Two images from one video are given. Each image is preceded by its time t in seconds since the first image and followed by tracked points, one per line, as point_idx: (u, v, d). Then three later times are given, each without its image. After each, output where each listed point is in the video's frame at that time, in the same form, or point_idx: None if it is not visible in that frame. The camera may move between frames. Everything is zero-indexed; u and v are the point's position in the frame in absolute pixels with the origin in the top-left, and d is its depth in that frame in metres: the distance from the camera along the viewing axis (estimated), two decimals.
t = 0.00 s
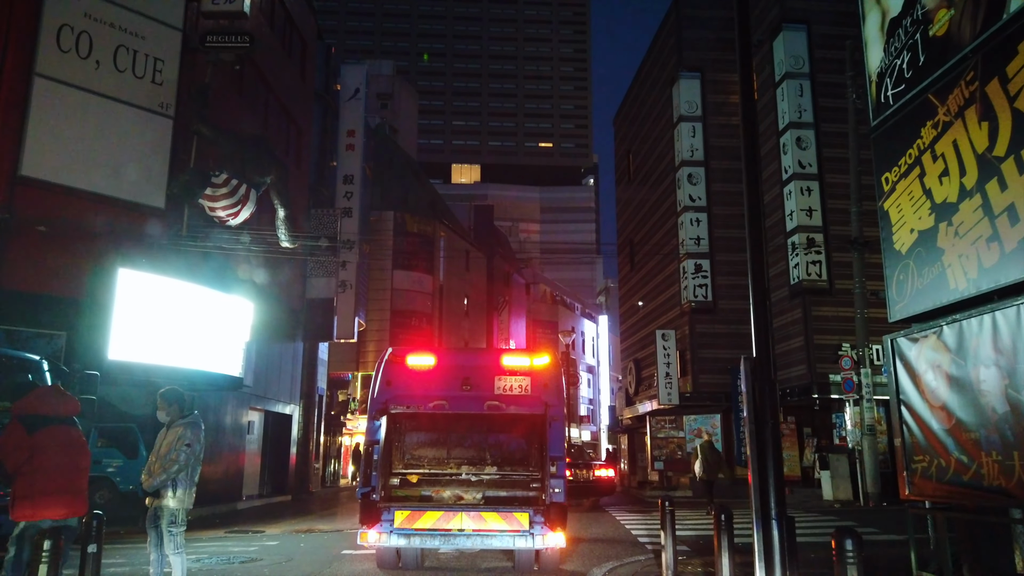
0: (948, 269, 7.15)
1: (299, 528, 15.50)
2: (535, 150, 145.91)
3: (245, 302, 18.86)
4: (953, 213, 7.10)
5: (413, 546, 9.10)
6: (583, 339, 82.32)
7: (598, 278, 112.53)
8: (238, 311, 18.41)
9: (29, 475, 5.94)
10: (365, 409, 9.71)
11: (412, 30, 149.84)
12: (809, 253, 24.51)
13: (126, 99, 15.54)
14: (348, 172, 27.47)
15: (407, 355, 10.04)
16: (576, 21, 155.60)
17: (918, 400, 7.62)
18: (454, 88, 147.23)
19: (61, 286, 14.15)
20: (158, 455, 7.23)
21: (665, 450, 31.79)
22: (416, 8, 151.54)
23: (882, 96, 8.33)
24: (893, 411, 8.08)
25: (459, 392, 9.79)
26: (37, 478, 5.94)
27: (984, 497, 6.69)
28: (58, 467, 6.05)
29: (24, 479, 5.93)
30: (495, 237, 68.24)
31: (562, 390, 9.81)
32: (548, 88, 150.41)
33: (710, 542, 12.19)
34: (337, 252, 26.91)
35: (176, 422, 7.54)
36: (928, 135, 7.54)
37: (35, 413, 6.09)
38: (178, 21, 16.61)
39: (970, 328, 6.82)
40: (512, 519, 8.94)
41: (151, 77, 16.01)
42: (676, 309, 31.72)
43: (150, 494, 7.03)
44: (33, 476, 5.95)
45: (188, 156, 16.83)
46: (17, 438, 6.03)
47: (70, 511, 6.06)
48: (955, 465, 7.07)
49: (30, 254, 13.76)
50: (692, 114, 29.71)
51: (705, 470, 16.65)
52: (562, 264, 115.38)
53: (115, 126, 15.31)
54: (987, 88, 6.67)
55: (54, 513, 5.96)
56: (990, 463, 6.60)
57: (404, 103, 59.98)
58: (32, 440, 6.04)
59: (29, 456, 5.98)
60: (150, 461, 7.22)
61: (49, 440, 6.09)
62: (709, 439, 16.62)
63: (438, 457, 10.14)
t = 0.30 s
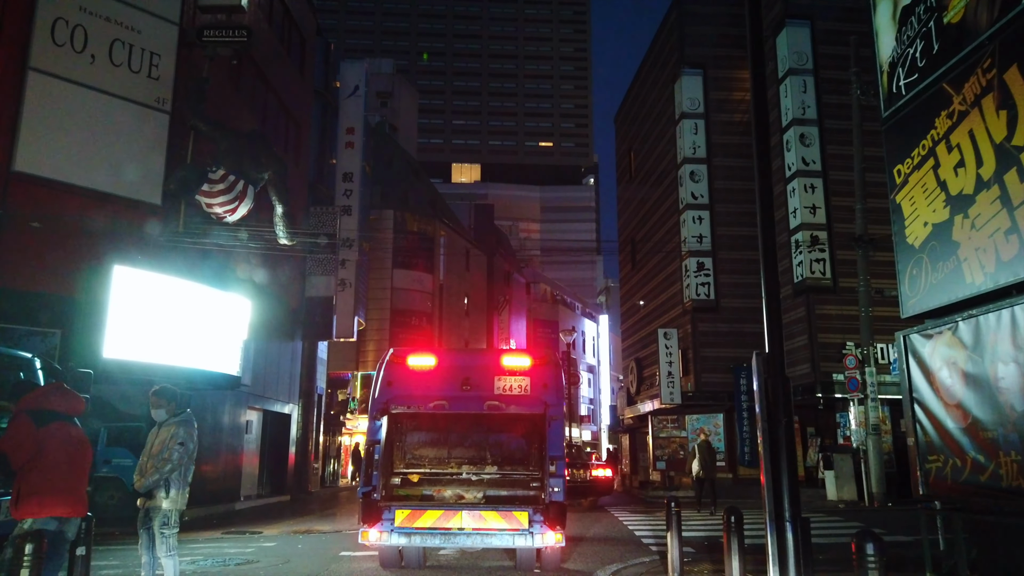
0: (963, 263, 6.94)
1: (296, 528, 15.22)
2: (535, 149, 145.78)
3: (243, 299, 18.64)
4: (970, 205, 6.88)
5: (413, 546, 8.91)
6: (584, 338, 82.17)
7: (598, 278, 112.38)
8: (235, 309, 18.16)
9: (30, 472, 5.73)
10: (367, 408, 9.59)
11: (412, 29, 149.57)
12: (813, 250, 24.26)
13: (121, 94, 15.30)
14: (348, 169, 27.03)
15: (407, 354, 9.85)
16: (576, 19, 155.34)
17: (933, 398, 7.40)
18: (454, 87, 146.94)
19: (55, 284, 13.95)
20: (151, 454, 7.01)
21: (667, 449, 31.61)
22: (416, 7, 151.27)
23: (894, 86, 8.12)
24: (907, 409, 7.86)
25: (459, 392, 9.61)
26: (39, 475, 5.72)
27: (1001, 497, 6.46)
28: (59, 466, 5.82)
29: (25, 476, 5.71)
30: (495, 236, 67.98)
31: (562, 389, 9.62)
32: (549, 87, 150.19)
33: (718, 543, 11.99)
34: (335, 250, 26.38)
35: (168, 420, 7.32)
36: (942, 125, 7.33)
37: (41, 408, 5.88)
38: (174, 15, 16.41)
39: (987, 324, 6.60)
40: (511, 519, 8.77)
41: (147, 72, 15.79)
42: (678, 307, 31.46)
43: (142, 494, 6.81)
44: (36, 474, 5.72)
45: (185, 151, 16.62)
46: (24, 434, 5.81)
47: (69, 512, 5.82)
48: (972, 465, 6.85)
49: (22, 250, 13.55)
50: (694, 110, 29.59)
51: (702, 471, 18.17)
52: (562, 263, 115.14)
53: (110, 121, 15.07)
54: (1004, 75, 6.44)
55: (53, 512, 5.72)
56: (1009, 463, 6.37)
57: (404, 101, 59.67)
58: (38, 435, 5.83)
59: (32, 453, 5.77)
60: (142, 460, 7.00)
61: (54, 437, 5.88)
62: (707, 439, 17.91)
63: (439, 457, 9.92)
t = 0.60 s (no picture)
0: (980, 256, 6.71)
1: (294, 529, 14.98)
2: (535, 148, 145.52)
3: (241, 296, 18.44)
4: (988, 196, 6.65)
5: (415, 544, 8.77)
6: (585, 338, 81.93)
7: (599, 277, 112.11)
8: (233, 306, 18.01)
9: (29, 471, 5.54)
10: (369, 407, 9.43)
11: (412, 28, 149.31)
12: (817, 248, 24.02)
13: (118, 88, 15.10)
14: (348, 167, 26.98)
15: (408, 354, 9.67)
16: (576, 18, 155.07)
17: (947, 394, 7.19)
18: (454, 86, 146.69)
19: (50, 281, 13.73)
20: (143, 453, 6.83)
21: (669, 448, 31.39)
22: (416, 6, 151.06)
23: (907, 76, 7.91)
24: (920, 407, 7.65)
25: (459, 392, 9.42)
26: (38, 475, 5.54)
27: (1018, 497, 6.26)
28: (56, 466, 5.63)
29: (24, 475, 5.52)
30: (496, 235, 67.75)
31: (562, 389, 9.44)
32: (549, 86, 149.98)
33: (723, 544, 11.80)
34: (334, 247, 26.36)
35: (159, 419, 7.11)
36: (958, 115, 7.11)
37: (37, 406, 5.64)
38: (171, 9, 16.20)
39: (1005, 318, 6.38)
40: (511, 517, 8.62)
41: (144, 66, 15.57)
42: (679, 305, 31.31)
43: (135, 494, 6.63)
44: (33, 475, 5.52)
45: (182, 147, 16.41)
46: (21, 432, 5.59)
47: (69, 512, 5.68)
48: (989, 463, 6.64)
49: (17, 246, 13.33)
50: (697, 107, 29.41)
51: (698, 469, 18.17)
52: (563, 262, 114.84)
53: (105, 116, 14.87)
54: None
55: (54, 512, 5.57)
56: None
57: (404, 99, 59.48)
58: (35, 434, 5.63)
59: (31, 451, 5.57)
60: (134, 459, 6.83)
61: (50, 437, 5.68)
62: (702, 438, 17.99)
63: (440, 456, 9.74)
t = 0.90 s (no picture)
0: (997, 250, 6.52)
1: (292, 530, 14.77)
2: (536, 147, 145.27)
3: (239, 294, 18.24)
4: (1006, 187, 6.45)
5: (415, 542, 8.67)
6: (586, 336, 81.73)
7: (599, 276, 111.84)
8: (230, 304, 17.81)
9: (27, 476, 5.09)
10: (371, 407, 9.25)
11: (412, 27, 149.08)
12: (821, 245, 23.98)
13: (113, 83, 14.89)
14: (347, 164, 26.83)
15: (410, 354, 9.45)
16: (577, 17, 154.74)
17: (962, 391, 7.01)
18: (455, 85, 146.46)
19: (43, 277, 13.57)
20: (133, 453, 6.61)
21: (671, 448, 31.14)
22: (416, 4, 150.87)
23: (920, 65, 7.71)
24: (932, 405, 7.45)
25: (460, 392, 9.22)
26: (38, 479, 5.11)
27: None
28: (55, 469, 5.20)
29: (23, 479, 5.07)
30: (497, 233, 67.52)
31: (562, 389, 9.24)
32: (550, 85, 149.69)
33: (728, 545, 11.64)
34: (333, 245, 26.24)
35: (150, 417, 6.89)
36: (973, 104, 6.92)
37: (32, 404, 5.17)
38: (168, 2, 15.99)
39: None
40: (510, 516, 8.47)
41: (140, 60, 15.36)
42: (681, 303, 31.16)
43: (126, 494, 6.44)
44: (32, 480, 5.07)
45: (178, 142, 16.21)
46: (17, 433, 5.10)
47: (70, 515, 5.26)
48: (1006, 462, 6.44)
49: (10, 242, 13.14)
50: (699, 104, 29.22)
51: (695, 467, 18.02)
52: (564, 261, 114.60)
53: (100, 110, 14.66)
54: None
55: (56, 517, 5.16)
56: None
57: (404, 97, 59.29)
58: (31, 434, 5.15)
59: (31, 452, 5.11)
60: (124, 459, 6.61)
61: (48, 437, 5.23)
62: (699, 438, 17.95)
63: (441, 455, 9.55)
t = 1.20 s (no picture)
0: (1014, 243, 6.32)
1: (290, 530, 14.58)
2: (536, 147, 145.01)
3: (237, 292, 18.06)
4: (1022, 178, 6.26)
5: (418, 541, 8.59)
6: (586, 336, 81.49)
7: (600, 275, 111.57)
8: (228, 302, 17.63)
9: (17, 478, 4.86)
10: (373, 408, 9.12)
11: (412, 26, 148.88)
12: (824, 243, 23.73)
13: (109, 78, 14.66)
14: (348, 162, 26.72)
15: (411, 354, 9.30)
16: (577, 15, 154.32)
17: (976, 388, 6.82)
18: (454, 84, 146.22)
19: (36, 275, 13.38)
20: (127, 452, 6.43)
21: (673, 447, 30.79)
22: (416, 4, 150.69)
23: (932, 54, 7.50)
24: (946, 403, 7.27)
25: (460, 392, 9.04)
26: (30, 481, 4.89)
27: None
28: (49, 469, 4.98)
29: (12, 483, 4.82)
30: (498, 232, 67.30)
31: (560, 390, 9.08)
32: (550, 84, 149.39)
33: (735, 547, 11.39)
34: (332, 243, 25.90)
35: (143, 415, 6.68)
36: (989, 94, 6.72)
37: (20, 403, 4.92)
38: None
39: None
40: (511, 515, 8.39)
41: (136, 55, 15.12)
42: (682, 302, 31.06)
43: (119, 496, 6.25)
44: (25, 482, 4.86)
45: (174, 139, 16.01)
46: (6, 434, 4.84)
47: (63, 516, 5.09)
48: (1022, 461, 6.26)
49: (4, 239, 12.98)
50: (701, 101, 29.11)
51: (692, 467, 17.86)
52: (564, 261, 114.37)
53: (96, 106, 14.42)
54: None
55: (49, 519, 4.98)
56: None
57: (404, 96, 59.08)
58: (20, 435, 4.90)
59: (21, 453, 4.86)
60: (117, 458, 6.42)
61: (40, 436, 4.99)
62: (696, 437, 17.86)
63: (443, 455, 9.33)
